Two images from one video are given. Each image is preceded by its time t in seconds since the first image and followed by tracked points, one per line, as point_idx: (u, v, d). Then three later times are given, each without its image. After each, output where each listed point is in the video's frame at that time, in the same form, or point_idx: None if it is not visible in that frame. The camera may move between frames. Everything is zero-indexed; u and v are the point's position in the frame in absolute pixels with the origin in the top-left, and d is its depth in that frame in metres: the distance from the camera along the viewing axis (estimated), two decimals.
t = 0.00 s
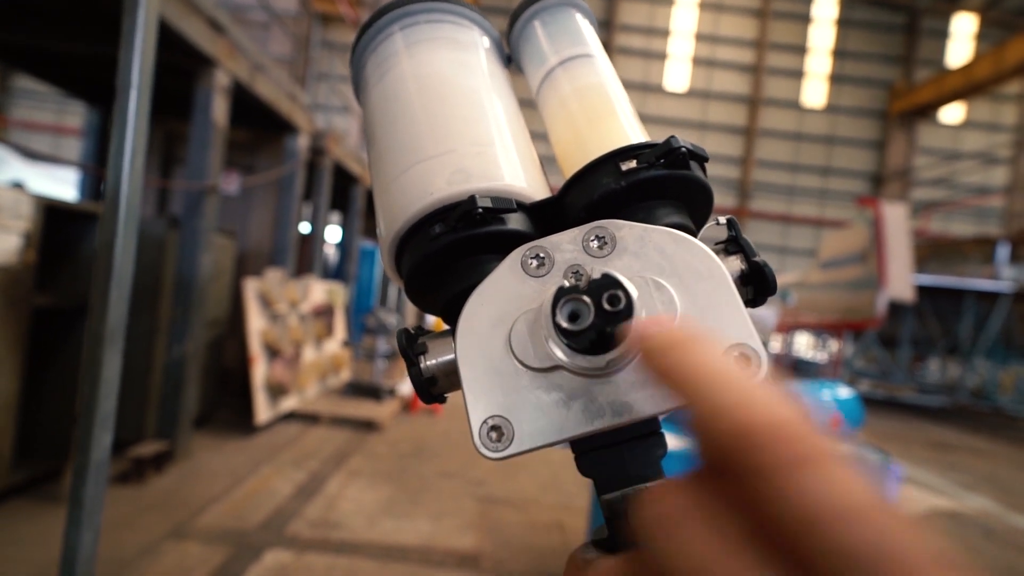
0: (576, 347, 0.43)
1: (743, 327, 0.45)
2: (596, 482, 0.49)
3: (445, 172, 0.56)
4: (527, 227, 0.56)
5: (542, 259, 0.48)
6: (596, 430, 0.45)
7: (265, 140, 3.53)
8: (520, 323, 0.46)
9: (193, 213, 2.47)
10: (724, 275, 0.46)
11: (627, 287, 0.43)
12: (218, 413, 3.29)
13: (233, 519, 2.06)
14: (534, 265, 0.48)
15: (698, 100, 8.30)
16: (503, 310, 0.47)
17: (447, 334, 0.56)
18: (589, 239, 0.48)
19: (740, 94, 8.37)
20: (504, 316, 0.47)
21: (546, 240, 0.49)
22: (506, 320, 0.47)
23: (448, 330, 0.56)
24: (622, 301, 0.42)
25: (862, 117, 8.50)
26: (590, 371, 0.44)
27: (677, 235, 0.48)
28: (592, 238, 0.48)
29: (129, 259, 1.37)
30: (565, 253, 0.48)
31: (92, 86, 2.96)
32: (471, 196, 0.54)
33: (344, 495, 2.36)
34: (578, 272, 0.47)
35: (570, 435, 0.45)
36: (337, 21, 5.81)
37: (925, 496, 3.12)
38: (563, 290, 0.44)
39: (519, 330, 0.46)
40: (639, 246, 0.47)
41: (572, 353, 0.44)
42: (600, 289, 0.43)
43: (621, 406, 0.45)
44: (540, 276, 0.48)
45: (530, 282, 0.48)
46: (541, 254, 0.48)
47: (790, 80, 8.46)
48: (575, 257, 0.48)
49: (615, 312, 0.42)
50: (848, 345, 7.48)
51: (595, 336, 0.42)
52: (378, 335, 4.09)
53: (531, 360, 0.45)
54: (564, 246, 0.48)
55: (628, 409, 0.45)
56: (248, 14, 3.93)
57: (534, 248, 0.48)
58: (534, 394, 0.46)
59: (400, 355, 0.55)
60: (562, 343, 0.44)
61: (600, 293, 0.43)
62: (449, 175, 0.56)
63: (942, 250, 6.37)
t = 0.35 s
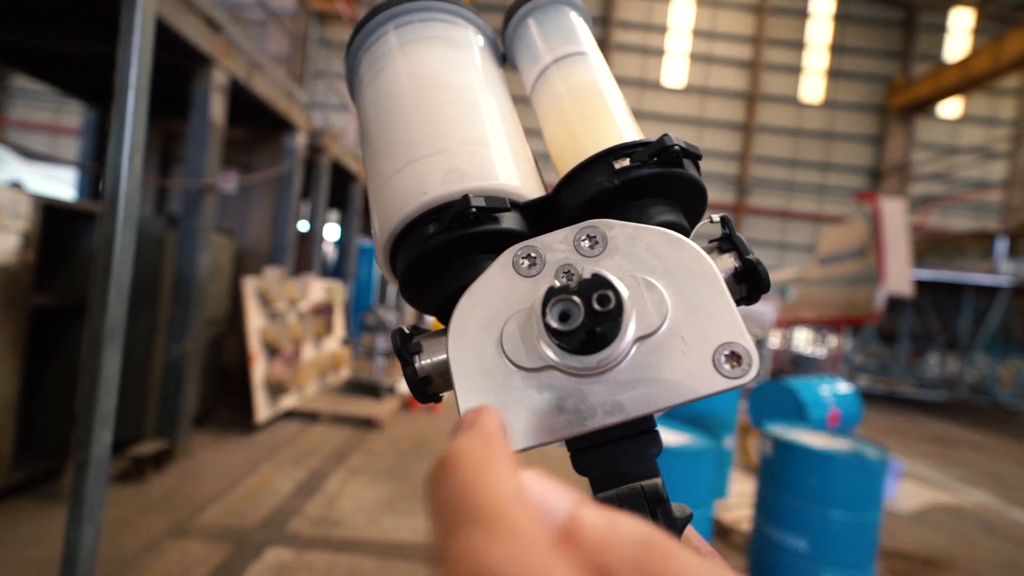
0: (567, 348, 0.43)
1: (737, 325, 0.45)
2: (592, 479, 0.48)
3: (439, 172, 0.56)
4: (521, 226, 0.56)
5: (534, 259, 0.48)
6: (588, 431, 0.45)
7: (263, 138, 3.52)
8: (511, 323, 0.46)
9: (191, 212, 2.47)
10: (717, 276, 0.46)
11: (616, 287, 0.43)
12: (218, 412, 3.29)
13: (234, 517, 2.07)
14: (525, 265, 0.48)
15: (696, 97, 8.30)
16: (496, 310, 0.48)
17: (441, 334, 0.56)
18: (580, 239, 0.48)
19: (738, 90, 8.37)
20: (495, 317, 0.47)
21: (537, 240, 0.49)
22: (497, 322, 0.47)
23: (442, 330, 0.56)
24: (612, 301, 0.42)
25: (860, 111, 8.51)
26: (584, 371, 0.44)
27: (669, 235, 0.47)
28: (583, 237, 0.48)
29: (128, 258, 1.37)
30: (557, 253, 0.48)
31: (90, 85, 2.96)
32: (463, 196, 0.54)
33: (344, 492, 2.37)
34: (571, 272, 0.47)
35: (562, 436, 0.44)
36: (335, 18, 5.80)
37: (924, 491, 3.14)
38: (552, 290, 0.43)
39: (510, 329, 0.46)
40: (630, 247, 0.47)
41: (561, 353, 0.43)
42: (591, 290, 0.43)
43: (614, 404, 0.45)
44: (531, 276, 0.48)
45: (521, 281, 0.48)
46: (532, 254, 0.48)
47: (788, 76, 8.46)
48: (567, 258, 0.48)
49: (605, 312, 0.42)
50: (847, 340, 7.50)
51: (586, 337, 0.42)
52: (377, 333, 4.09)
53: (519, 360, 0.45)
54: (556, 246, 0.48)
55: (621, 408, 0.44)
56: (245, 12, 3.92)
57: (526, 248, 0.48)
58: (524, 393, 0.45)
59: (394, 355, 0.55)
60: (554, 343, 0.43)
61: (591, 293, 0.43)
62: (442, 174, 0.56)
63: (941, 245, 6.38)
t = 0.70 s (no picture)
0: (555, 344, 0.44)
1: (724, 322, 0.45)
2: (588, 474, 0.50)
3: (430, 175, 0.57)
4: (513, 226, 0.57)
5: (523, 258, 0.49)
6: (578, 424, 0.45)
7: (261, 138, 3.52)
8: (504, 319, 0.47)
9: (191, 212, 2.47)
10: (702, 272, 0.47)
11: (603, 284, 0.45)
12: (218, 411, 3.30)
13: (234, 516, 2.07)
14: (514, 265, 0.49)
15: (695, 94, 8.30)
16: (486, 309, 0.48)
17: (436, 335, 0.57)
18: (567, 238, 0.48)
19: (737, 87, 8.36)
20: (485, 317, 0.48)
21: (526, 240, 0.49)
22: (487, 322, 0.48)
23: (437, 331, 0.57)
24: (599, 298, 0.43)
25: (860, 109, 8.50)
26: (574, 367, 0.45)
27: (655, 232, 0.48)
28: (571, 236, 0.48)
29: (129, 257, 1.37)
30: (545, 252, 0.48)
31: (88, 86, 2.96)
32: (455, 198, 0.55)
33: (345, 491, 2.38)
34: (558, 270, 0.48)
35: (556, 429, 0.45)
36: (332, 18, 5.80)
37: (924, 488, 3.14)
38: (541, 288, 0.45)
39: (503, 326, 0.47)
40: (620, 247, 0.47)
41: (551, 348, 0.44)
42: (577, 286, 0.44)
43: (603, 399, 0.45)
44: (521, 275, 0.48)
45: (510, 280, 0.49)
46: (521, 254, 0.49)
47: (788, 73, 8.45)
48: (556, 257, 0.48)
49: (591, 309, 0.43)
50: (847, 338, 7.49)
51: (573, 333, 0.43)
52: (377, 332, 4.09)
53: (511, 355, 0.46)
54: (544, 244, 0.48)
55: (611, 402, 0.45)
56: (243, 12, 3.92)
57: (515, 249, 0.49)
58: (517, 386, 0.46)
59: (391, 357, 0.56)
60: (545, 339, 0.44)
61: (577, 290, 0.44)
62: (433, 178, 0.56)
63: (940, 243, 6.39)
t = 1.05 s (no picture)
0: (535, 345, 0.44)
1: (697, 322, 0.45)
2: (582, 465, 0.51)
3: (427, 176, 0.57)
4: (508, 226, 0.57)
5: (507, 262, 0.48)
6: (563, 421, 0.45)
7: (261, 135, 3.52)
8: (488, 320, 0.47)
9: (191, 210, 2.47)
10: (679, 273, 0.46)
11: (581, 287, 0.45)
12: (220, 408, 3.31)
13: (236, 512, 2.08)
14: (499, 268, 0.48)
15: (695, 90, 8.30)
16: (471, 310, 0.48)
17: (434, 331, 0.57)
18: (549, 241, 0.48)
19: (738, 83, 8.36)
20: (471, 318, 0.48)
21: (509, 244, 0.49)
22: (473, 323, 0.48)
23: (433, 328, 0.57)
24: (573, 303, 0.44)
25: (861, 103, 8.48)
26: (559, 367, 0.45)
27: (633, 236, 0.47)
28: (553, 240, 0.48)
29: (132, 254, 1.37)
30: (528, 255, 0.48)
31: (87, 83, 2.96)
32: (450, 199, 0.54)
33: (346, 487, 2.38)
34: (542, 275, 0.47)
35: (538, 426, 0.44)
36: (331, 14, 5.79)
37: (924, 482, 3.15)
38: (518, 293, 0.46)
39: (485, 327, 0.47)
40: (601, 251, 0.47)
41: (533, 349, 0.45)
42: (552, 293, 0.45)
43: (583, 397, 0.45)
44: (504, 278, 0.48)
45: (494, 283, 0.48)
46: (505, 258, 0.49)
47: (789, 68, 8.44)
48: (538, 258, 0.48)
49: (566, 313, 0.44)
50: (848, 334, 7.49)
51: (550, 337, 0.44)
52: (378, 329, 4.10)
53: (491, 355, 0.46)
54: (527, 247, 0.48)
55: (590, 401, 0.45)
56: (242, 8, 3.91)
57: (498, 252, 0.49)
58: (502, 386, 0.46)
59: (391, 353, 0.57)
60: (528, 341, 0.44)
61: (553, 295, 0.45)
62: (430, 178, 0.56)
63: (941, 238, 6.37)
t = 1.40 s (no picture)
0: (529, 348, 0.45)
1: (690, 324, 0.45)
2: (580, 460, 0.53)
3: (428, 174, 0.57)
4: (508, 224, 0.57)
5: (503, 263, 0.48)
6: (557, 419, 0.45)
7: (261, 133, 3.52)
8: (484, 321, 0.47)
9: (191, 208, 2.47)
10: (671, 275, 0.46)
11: (575, 291, 0.45)
12: (221, 406, 3.31)
13: (238, 510, 2.08)
14: (496, 270, 0.48)
15: (695, 87, 8.29)
16: (468, 310, 0.48)
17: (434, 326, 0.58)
18: (546, 243, 0.48)
19: (738, 80, 8.35)
20: (467, 318, 0.48)
21: (506, 247, 0.49)
22: (469, 323, 0.48)
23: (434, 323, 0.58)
24: (567, 306, 0.45)
25: (862, 100, 8.45)
26: (552, 369, 0.45)
27: (629, 239, 0.47)
28: (550, 242, 0.48)
29: (136, 250, 1.37)
30: (525, 256, 0.48)
31: (88, 81, 2.96)
32: (449, 198, 0.55)
33: (347, 485, 2.39)
34: (538, 277, 0.47)
35: (533, 425, 0.45)
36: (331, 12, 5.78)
37: (926, 480, 3.15)
38: (514, 295, 0.46)
39: (482, 328, 0.47)
40: (597, 254, 0.47)
41: (529, 350, 0.45)
42: (547, 296, 0.45)
43: (577, 396, 0.45)
44: (501, 279, 0.48)
45: (491, 284, 0.49)
46: (502, 260, 0.49)
47: (790, 65, 8.43)
48: (534, 261, 0.48)
49: (559, 317, 0.44)
50: (849, 331, 7.49)
51: (543, 340, 0.45)
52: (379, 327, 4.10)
53: (488, 355, 0.46)
54: (524, 249, 0.48)
55: (581, 401, 0.45)
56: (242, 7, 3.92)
57: (495, 254, 0.48)
58: (497, 385, 0.46)
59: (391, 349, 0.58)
60: (524, 343, 0.45)
61: (547, 299, 0.45)
62: (430, 177, 0.57)
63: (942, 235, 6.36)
